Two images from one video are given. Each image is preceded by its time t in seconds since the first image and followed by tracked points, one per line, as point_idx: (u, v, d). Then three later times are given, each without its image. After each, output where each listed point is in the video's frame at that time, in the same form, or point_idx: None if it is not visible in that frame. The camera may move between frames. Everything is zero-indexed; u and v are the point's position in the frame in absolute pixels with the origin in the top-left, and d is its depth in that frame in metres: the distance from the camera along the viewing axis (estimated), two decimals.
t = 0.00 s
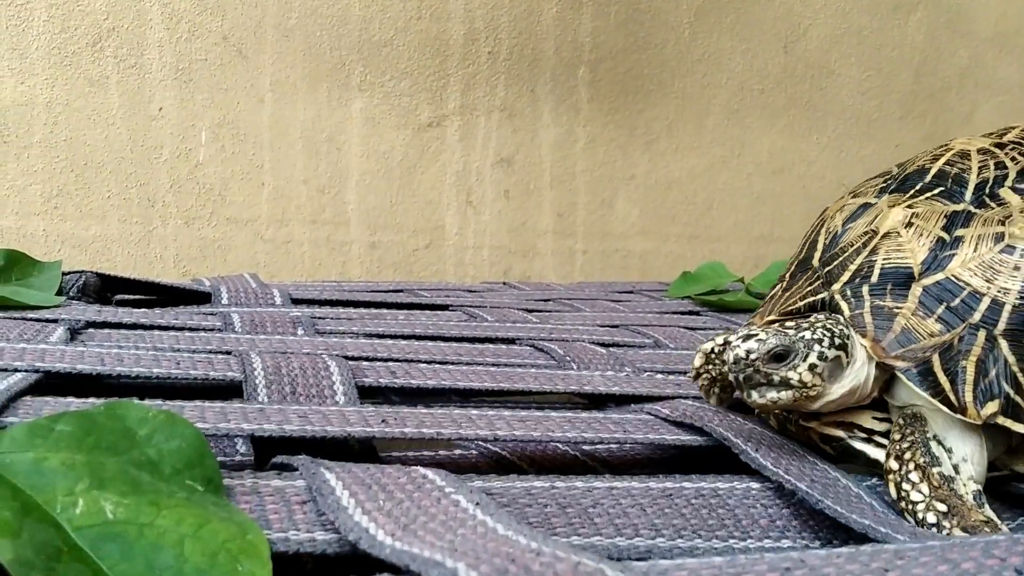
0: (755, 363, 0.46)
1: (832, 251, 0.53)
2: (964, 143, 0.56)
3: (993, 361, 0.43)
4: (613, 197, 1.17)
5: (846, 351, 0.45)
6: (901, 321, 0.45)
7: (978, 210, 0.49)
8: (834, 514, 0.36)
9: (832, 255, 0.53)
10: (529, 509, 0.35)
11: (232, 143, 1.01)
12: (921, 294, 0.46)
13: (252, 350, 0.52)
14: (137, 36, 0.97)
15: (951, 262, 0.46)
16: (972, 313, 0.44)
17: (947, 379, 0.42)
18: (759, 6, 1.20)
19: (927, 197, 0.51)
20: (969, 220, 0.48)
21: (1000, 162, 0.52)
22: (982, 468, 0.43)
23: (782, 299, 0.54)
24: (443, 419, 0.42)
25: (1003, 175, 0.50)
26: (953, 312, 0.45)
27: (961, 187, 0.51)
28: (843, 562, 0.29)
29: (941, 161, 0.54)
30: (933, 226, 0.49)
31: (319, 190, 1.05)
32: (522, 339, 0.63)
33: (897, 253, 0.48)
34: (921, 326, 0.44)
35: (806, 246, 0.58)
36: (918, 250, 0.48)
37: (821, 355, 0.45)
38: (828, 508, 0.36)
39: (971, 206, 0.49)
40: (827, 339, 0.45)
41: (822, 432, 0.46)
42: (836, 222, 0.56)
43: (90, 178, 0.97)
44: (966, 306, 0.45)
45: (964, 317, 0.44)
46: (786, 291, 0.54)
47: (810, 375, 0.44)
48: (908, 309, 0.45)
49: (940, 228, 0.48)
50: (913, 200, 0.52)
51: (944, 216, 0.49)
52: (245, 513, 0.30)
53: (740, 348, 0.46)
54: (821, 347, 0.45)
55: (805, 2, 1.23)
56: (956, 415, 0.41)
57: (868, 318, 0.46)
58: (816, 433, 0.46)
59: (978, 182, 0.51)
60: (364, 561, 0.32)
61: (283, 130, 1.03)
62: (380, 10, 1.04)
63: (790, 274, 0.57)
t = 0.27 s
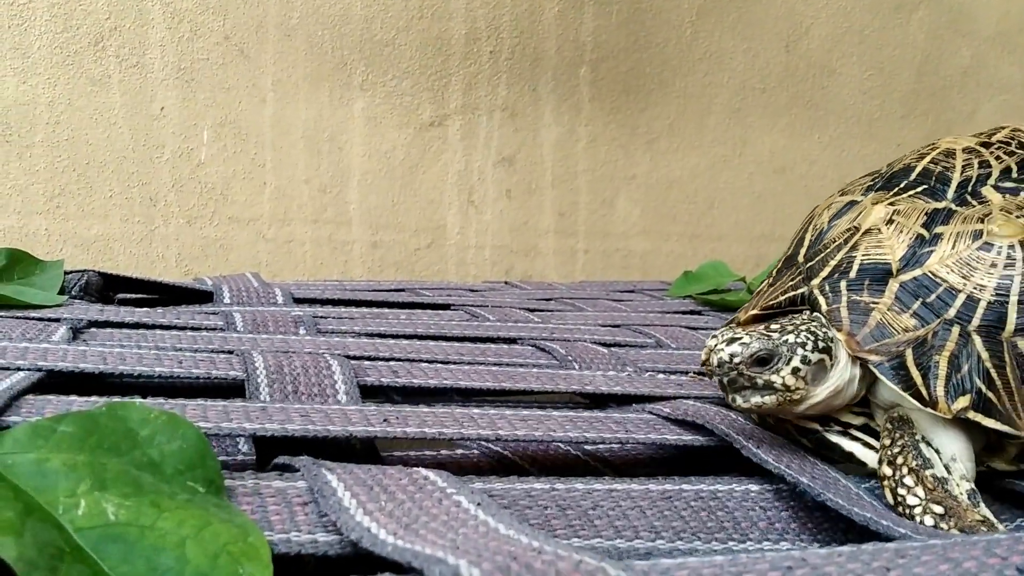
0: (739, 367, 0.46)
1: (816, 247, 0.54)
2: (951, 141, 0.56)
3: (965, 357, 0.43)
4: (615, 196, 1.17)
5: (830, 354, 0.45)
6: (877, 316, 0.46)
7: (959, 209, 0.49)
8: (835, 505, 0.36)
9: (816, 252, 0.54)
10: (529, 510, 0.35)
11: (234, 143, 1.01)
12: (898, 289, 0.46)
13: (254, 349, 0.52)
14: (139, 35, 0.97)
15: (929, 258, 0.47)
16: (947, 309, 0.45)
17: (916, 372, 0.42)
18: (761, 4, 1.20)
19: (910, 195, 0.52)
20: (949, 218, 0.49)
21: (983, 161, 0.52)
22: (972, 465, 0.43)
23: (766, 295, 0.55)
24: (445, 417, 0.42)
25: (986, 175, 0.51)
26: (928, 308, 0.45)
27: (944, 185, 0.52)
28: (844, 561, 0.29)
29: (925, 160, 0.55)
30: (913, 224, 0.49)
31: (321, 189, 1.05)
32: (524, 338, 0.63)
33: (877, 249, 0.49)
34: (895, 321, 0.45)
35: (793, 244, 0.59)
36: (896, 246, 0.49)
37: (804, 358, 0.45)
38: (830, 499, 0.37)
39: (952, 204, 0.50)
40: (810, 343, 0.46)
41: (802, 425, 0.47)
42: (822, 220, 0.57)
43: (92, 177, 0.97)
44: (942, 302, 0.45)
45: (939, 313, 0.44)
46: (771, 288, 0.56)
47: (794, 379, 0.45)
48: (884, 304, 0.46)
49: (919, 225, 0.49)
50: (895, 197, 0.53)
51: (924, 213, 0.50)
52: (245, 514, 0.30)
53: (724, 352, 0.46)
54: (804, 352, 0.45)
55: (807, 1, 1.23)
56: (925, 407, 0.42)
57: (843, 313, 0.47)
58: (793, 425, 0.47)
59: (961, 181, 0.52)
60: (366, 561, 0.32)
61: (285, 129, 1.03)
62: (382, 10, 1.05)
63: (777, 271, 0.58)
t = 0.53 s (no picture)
0: (720, 341, 0.47)
1: (818, 244, 0.55)
2: (955, 140, 0.56)
3: (963, 352, 0.43)
4: (616, 195, 1.17)
5: (811, 339, 0.46)
6: (876, 311, 0.46)
7: (960, 206, 0.49)
8: (838, 503, 0.36)
9: (817, 248, 0.54)
10: (530, 508, 0.35)
11: (234, 142, 1.01)
12: (898, 286, 0.46)
13: (256, 348, 0.52)
14: (140, 34, 0.97)
15: (930, 255, 0.47)
16: (946, 305, 0.45)
17: (914, 364, 0.43)
18: (762, 3, 1.20)
19: (912, 192, 0.52)
20: (950, 215, 0.49)
21: (986, 160, 0.52)
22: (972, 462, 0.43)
23: (769, 292, 0.55)
24: (446, 414, 0.42)
25: (988, 173, 0.51)
26: (928, 304, 0.45)
27: (945, 183, 0.52)
28: (845, 559, 0.29)
29: (928, 158, 0.55)
30: (914, 221, 0.49)
31: (321, 188, 1.05)
32: (525, 337, 0.63)
33: (878, 245, 0.49)
34: (893, 316, 0.45)
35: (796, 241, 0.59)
36: (897, 242, 0.49)
37: (784, 339, 0.46)
38: (833, 496, 0.36)
39: (953, 201, 0.50)
40: (792, 325, 0.47)
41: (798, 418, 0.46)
42: (825, 217, 0.57)
43: (93, 176, 0.97)
44: (940, 298, 0.45)
45: (938, 309, 0.45)
46: (773, 285, 0.56)
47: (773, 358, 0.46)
48: (883, 299, 0.46)
49: (920, 222, 0.49)
50: (897, 195, 0.53)
51: (926, 209, 0.50)
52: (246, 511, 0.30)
53: (708, 325, 0.48)
54: (786, 333, 0.47)
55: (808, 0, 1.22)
56: (924, 402, 0.42)
57: (843, 308, 0.47)
58: (791, 420, 0.46)
59: (963, 178, 0.51)
60: (367, 559, 0.32)
61: (286, 128, 1.03)
62: (382, 9, 1.04)
63: (779, 268, 0.58)
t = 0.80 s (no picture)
0: (711, 340, 0.48)
1: (813, 243, 0.55)
2: (949, 138, 0.56)
3: (955, 349, 0.43)
4: (617, 196, 1.17)
5: (800, 336, 0.47)
6: (868, 309, 0.46)
7: (953, 204, 0.49)
8: (838, 489, 0.36)
9: (812, 248, 0.54)
10: (530, 504, 0.35)
11: (235, 142, 1.01)
12: (890, 284, 0.46)
13: (256, 351, 0.52)
14: (140, 34, 0.97)
15: (922, 253, 0.47)
16: (937, 303, 0.45)
17: (905, 360, 0.43)
18: (763, 4, 1.20)
19: (906, 190, 0.52)
20: (943, 213, 0.49)
21: (980, 158, 0.52)
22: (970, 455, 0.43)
23: (764, 291, 0.56)
24: (446, 416, 0.42)
25: (981, 171, 0.51)
26: (920, 301, 0.45)
27: (938, 181, 0.52)
28: (846, 557, 0.29)
29: (922, 157, 0.55)
30: (907, 219, 0.49)
31: (322, 188, 1.05)
32: (526, 338, 0.63)
33: (871, 243, 0.49)
34: (886, 313, 0.45)
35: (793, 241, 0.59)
36: (889, 240, 0.49)
37: (774, 338, 0.47)
38: (832, 482, 0.36)
39: (946, 199, 0.50)
40: (782, 324, 0.47)
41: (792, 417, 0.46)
42: (821, 217, 0.57)
43: (94, 176, 0.97)
44: (932, 295, 0.45)
45: (930, 306, 0.45)
46: (769, 284, 0.56)
47: (762, 355, 0.46)
48: (875, 296, 0.46)
49: (913, 220, 0.49)
50: (890, 194, 0.53)
51: (918, 208, 0.50)
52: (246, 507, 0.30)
53: (699, 326, 0.49)
54: (776, 331, 0.47)
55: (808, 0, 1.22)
56: (914, 399, 0.42)
57: (836, 307, 0.47)
58: (785, 419, 0.46)
59: (956, 177, 0.51)
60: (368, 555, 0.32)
61: (287, 128, 1.03)
62: (383, 9, 1.04)
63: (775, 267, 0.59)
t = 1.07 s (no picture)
0: (706, 343, 0.50)
1: (806, 244, 0.55)
2: (947, 138, 0.56)
3: (933, 352, 0.43)
4: (617, 195, 1.17)
5: (792, 338, 0.48)
6: (851, 312, 0.46)
7: (942, 206, 0.49)
8: (840, 477, 0.36)
9: (804, 250, 0.54)
10: (532, 500, 0.35)
11: (235, 142, 1.01)
12: (874, 286, 0.47)
13: (256, 355, 0.52)
14: (141, 34, 0.97)
15: (907, 255, 0.47)
16: (919, 306, 0.45)
17: (882, 361, 0.43)
18: (763, 4, 1.20)
19: (897, 192, 0.52)
20: (931, 215, 0.49)
21: (973, 158, 0.52)
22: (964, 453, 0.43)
23: (758, 292, 0.57)
24: (446, 417, 0.42)
25: (972, 172, 0.51)
26: (902, 305, 0.45)
27: (929, 183, 0.52)
28: (847, 552, 0.29)
29: (917, 157, 0.55)
30: (895, 221, 0.49)
31: (323, 188, 1.05)
32: (526, 339, 0.63)
33: (857, 247, 0.50)
34: (867, 316, 0.45)
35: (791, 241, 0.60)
36: (876, 243, 0.49)
37: (766, 340, 0.48)
38: (834, 470, 0.37)
39: (936, 201, 0.50)
40: (774, 326, 0.49)
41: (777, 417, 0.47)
42: (817, 218, 0.58)
43: (95, 175, 0.97)
44: (914, 298, 0.45)
45: (911, 309, 0.45)
46: (763, 284, 0.57)
47: (752, 358, 0.48)
48: (859, 299, 0.47)
49: (901, 222, 0.49)
50: (882, 196, 0.53)
51: (906, 211, 0.50)
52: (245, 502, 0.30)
53: (696, 330, 0.51)
54: (768, 333, 0.48)
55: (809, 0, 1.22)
56: (890, 402, 0.42)
57: (819, 310, 0.48)
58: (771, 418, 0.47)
59: (948, 178, 0.51)
60: (370, 550, 0.32)
61: (287, 128, 1.03)
62: (383, 8, 1.04)
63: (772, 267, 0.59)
